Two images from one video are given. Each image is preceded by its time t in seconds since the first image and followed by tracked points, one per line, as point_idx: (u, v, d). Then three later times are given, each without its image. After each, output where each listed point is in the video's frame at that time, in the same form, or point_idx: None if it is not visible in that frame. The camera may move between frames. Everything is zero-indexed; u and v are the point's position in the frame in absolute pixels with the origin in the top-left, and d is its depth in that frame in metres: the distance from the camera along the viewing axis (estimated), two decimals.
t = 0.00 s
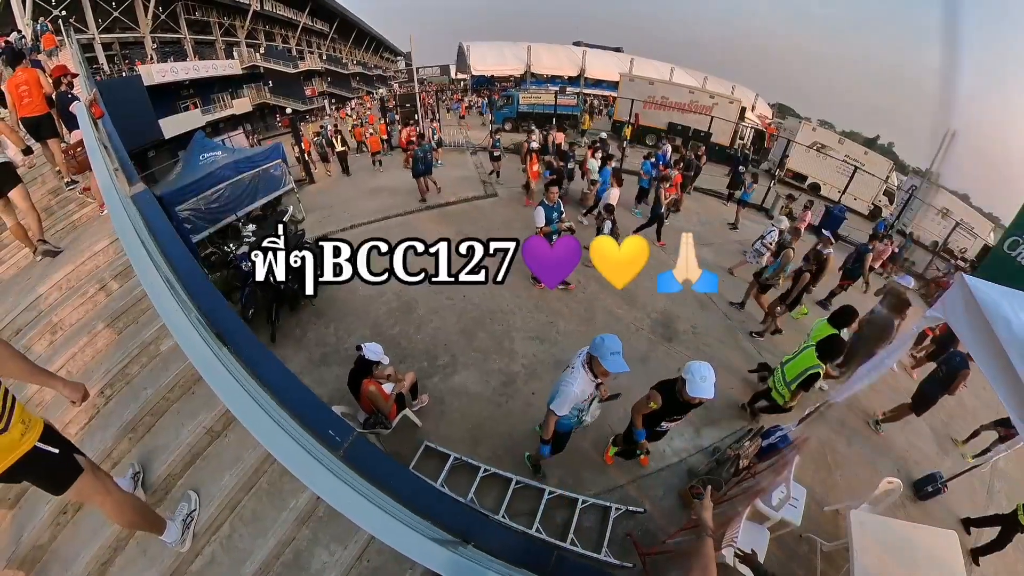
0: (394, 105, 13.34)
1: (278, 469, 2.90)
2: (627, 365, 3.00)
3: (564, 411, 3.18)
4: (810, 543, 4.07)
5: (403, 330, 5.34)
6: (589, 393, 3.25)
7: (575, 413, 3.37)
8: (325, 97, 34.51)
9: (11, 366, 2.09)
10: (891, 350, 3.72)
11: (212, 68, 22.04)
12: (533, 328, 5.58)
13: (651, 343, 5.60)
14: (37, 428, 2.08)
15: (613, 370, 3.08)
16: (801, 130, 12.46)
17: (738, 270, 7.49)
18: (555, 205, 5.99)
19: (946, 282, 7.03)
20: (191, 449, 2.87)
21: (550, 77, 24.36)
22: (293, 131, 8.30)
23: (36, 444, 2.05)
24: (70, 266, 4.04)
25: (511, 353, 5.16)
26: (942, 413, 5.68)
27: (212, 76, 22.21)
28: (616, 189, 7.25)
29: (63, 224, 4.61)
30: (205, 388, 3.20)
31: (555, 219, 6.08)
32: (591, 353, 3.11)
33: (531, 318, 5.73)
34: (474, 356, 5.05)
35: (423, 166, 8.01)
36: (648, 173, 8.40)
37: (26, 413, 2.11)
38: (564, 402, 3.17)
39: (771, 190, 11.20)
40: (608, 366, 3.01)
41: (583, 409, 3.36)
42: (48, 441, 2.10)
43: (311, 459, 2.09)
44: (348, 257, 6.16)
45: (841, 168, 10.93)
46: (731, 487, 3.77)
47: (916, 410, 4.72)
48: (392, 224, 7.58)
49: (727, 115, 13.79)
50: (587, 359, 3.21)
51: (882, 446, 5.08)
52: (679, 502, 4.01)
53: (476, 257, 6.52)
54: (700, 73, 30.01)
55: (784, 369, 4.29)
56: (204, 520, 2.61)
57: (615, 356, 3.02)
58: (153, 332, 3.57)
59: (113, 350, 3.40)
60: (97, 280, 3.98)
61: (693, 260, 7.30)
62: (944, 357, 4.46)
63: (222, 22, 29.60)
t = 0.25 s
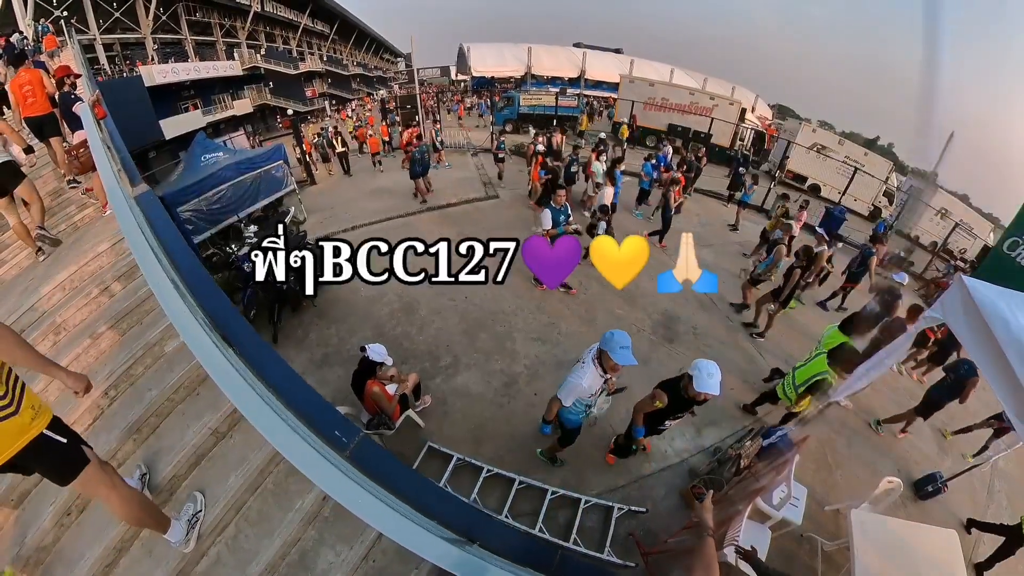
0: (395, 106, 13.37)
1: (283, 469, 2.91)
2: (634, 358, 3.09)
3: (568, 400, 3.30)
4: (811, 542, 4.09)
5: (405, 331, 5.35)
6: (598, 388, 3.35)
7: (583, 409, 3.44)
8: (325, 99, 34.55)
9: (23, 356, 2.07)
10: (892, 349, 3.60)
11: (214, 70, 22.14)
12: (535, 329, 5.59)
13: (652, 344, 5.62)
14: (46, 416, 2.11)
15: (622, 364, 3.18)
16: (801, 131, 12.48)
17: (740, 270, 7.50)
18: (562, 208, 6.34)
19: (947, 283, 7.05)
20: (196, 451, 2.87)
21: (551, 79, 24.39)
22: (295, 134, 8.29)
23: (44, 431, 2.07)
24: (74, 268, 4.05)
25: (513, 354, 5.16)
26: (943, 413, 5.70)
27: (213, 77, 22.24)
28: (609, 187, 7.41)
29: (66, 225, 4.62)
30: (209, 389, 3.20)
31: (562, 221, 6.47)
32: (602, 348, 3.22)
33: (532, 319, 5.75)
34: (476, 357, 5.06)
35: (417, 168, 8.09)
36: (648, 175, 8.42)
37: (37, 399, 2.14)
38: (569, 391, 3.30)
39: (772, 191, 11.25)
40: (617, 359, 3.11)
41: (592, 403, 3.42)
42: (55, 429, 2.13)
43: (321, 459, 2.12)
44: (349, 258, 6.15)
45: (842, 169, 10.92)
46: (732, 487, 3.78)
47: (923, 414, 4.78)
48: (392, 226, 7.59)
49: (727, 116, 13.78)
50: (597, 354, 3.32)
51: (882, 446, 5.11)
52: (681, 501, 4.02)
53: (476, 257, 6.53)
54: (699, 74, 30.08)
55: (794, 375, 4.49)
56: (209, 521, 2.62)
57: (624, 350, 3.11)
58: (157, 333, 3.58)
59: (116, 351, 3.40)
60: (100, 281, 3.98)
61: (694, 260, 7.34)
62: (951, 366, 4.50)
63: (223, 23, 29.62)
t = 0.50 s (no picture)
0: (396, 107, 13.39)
1: (288, 469, 2.92)
2: (640, 356, 3.10)
3: (573, 398, 3.33)
4: (812, 541, 4.10)
5: (406, 332, 5.36)
6: (605, 388, 3.37)
7: (589, 407, 3.48)
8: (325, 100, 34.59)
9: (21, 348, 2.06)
10: (892, 350, 3.57)
11: (215, 71, 22.19)
12: (536, 330, 5.60)
13: (653, 345, 5.63)
14: (45, 390, 2.18)
15: (628, 362, 3.19)
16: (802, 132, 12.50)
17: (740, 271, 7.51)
18: (569, 210, 6.44)
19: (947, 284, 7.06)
20: (200, 452, 2.87)
21: (551, 80, 24.44)
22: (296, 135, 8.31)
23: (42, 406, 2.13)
24: (76, 268, 4.05)
25: (515, 355, 5.17)
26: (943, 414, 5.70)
27: (213, 78, 22.28)
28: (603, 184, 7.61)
29: (68, 226, 4.62)
30: (213, 390, 3.20)
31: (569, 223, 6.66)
32: (608, 346, 3.24)
33: (533, 320, 5.76)
34: (478, 358, 5.07)
35: (415, 168, 8.15)
36: (649, 176, 8.44)
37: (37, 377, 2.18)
38: (574, 390, 3.32)
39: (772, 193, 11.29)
40: (623, 358, 3.13)
41: (598, 401, 3.46)
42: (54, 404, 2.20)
43: (327, 457, 2.15)
44: (349, 258, 6.15)
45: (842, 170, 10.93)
46: (733, 486, 3.79)
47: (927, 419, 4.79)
48: (393, 227, 7.60)
49: (727, 118, 13.80)
50: (604, 353, 3.34)
51: (883, 446, 5.12)
52: (682, 501, 4.03)
53: (477, 258, 6.54)
54: (699, 75, 30.13)
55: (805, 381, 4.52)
56: (214, 521, 2.62)
57: (630, 349, 3.12)
58: (160, 334, 3.58)
59: (119, 352, 3.40)
60: (102, 281, 3.98)
61: (693, 260, 7.36)
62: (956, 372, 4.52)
63: (223, 24, 29.66)
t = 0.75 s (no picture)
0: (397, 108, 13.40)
1: (290, 472, 2.91)
2: (647, 360, 3.09)
3: (580, 400, 3.33)
4: (813, 542, 4.10)
5: (408, 334, 5.36)
6: (612, 392, 3.37)
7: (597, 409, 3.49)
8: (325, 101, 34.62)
9: None
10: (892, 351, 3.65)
11: (215, 72, 22.23)
12: (537, 332, 5.60)
13: (654, 346, 5.63)
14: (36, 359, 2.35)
15: (635, 366, 3.18)
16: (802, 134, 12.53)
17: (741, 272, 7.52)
18: (576, 212, 6.33)
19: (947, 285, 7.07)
20: (202, 456, 2.87)
21: (551, 81, 24.47)
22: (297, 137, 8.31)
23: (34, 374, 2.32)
24: (77, 270, 4.04)
25: (516, 357, 5.17)
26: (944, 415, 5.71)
27: (214, 79, 22.31)
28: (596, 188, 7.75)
29: (68, 227, 4.61)
30: (215, 393, 3.20)
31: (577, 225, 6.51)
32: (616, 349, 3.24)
33: (534, 322, 5.76)
34: (479, 360, 5.07)
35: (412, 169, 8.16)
36: (649, 177, 8.45)
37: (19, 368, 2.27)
38: (582, 393, 3.34)
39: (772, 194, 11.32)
40: (629, 361, 3.12)
41: (605, 404, 3.47)
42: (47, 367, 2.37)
43: (330, 459, 2.15)
44: (349, 258, 6.15)
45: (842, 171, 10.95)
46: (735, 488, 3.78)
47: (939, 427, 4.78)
48: (394, 228, 7.60)
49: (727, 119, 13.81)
50: (612, 357, 3.34)
51: (884, 447, 5.12)
52: (684, 502, 4.03)
53: (477, 259, 6.54)
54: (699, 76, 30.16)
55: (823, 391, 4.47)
56: (216, 525, 2.61)
57: (636, 353, 3.12)
58: (161, 336, 3.58)
59: (121, 353, 3.41)
60: (103, 283, 3.98)
61: (693, 260, 7.39)
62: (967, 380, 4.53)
63: (223, 25, 29.70)
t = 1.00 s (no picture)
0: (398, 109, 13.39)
1: (292, 476, 2.89)
2: (653, 365, 3.07)
3: (587, 403, 3.33)
4: (817, 544, 4.08)
5: (408, 336, 5.33)
6: (619, 396, 3.37)
7: (603, 412, 3.49)
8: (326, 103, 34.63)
9: None
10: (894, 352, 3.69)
11: (216, 73, 22.22)
12: (539, 333, 5.58)
13: (656, 348, 5.61)
14: (25, 340, 2.31)
15: (641, 370, 3.16)
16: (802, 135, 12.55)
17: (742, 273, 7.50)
18: (584, 214, 6.08)
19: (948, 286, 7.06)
20: (203, 460, 2.84)
21: (551, 83, 24.48)
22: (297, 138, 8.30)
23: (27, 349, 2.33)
24: (76, 272, 4.02)
25: (518, 359, 5.14)
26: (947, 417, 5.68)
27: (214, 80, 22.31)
28: (592, 189, 7.75)
29: (67, 228, 4.59)
30: (215, 396, 3.17)
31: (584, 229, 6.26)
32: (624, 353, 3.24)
33: (535, 323, 5.74)
34: (481, 361, 5.04)
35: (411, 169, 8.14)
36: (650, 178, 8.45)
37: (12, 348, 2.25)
38: (589, 396, 3.32)
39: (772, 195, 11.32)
40: (636, 365, 3.11)
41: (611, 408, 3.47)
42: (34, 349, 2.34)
43: (330, 464, 2.13)
44: (349, 258, 6.13)
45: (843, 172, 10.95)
46: (739, 490, 3.74)
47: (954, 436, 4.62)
48: (394, 229, 7.58)
49: (727, 120, 13.81)
50: (619, 360, 3.33)
51: (887, 448, 5.10)
52: (686, 505, 4.01)
53: (477, 259, 6.52)
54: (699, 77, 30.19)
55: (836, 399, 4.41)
56: (217, 530, 2.59)
57: (643, 357, 3.11)
58: (161, 338, 3.55)
59: (121, 356, 3.38)
60: (102, 285, 3.95)
61: (693, 260, 7.38)
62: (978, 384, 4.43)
63: (224, 26, 29.70)
